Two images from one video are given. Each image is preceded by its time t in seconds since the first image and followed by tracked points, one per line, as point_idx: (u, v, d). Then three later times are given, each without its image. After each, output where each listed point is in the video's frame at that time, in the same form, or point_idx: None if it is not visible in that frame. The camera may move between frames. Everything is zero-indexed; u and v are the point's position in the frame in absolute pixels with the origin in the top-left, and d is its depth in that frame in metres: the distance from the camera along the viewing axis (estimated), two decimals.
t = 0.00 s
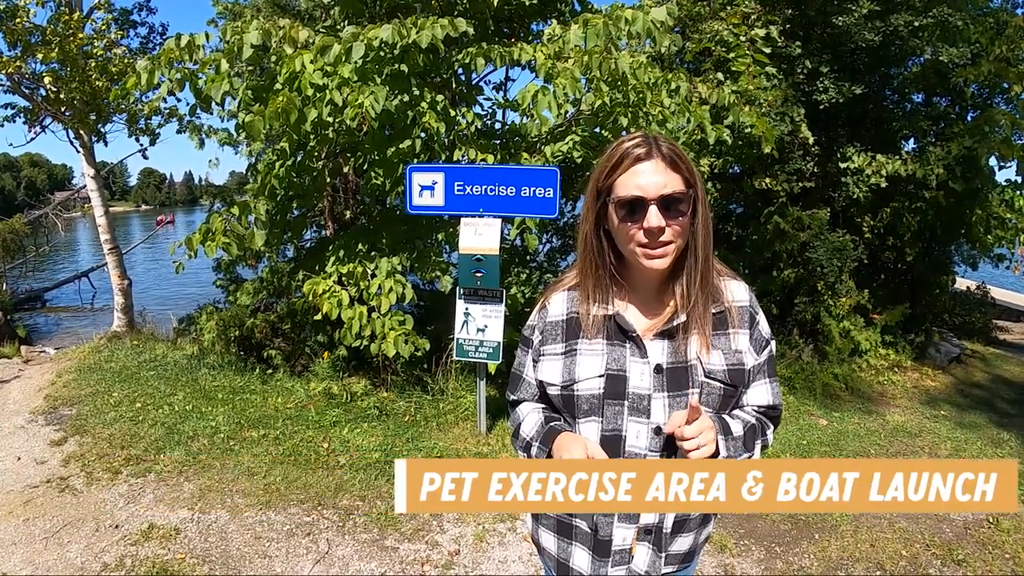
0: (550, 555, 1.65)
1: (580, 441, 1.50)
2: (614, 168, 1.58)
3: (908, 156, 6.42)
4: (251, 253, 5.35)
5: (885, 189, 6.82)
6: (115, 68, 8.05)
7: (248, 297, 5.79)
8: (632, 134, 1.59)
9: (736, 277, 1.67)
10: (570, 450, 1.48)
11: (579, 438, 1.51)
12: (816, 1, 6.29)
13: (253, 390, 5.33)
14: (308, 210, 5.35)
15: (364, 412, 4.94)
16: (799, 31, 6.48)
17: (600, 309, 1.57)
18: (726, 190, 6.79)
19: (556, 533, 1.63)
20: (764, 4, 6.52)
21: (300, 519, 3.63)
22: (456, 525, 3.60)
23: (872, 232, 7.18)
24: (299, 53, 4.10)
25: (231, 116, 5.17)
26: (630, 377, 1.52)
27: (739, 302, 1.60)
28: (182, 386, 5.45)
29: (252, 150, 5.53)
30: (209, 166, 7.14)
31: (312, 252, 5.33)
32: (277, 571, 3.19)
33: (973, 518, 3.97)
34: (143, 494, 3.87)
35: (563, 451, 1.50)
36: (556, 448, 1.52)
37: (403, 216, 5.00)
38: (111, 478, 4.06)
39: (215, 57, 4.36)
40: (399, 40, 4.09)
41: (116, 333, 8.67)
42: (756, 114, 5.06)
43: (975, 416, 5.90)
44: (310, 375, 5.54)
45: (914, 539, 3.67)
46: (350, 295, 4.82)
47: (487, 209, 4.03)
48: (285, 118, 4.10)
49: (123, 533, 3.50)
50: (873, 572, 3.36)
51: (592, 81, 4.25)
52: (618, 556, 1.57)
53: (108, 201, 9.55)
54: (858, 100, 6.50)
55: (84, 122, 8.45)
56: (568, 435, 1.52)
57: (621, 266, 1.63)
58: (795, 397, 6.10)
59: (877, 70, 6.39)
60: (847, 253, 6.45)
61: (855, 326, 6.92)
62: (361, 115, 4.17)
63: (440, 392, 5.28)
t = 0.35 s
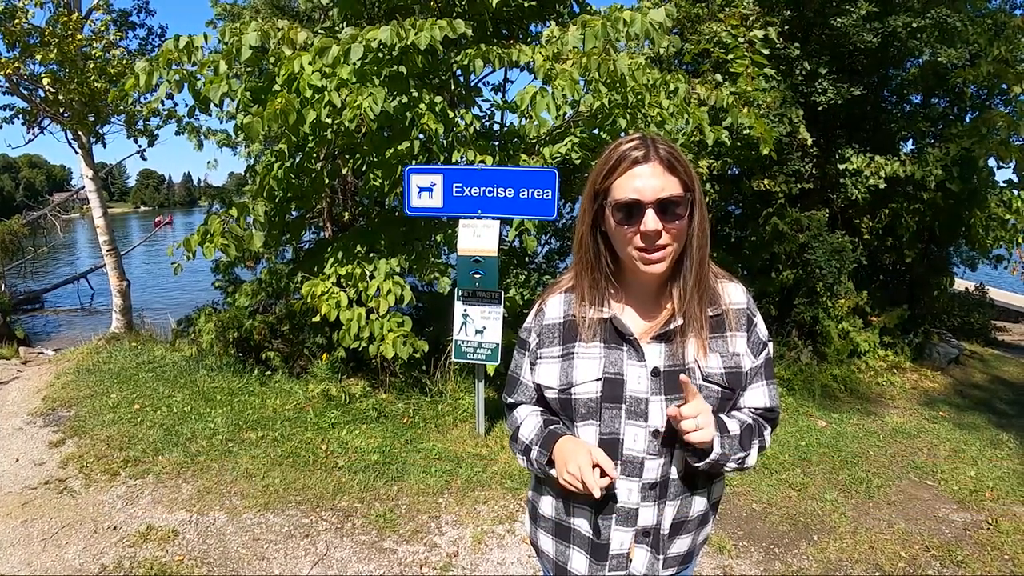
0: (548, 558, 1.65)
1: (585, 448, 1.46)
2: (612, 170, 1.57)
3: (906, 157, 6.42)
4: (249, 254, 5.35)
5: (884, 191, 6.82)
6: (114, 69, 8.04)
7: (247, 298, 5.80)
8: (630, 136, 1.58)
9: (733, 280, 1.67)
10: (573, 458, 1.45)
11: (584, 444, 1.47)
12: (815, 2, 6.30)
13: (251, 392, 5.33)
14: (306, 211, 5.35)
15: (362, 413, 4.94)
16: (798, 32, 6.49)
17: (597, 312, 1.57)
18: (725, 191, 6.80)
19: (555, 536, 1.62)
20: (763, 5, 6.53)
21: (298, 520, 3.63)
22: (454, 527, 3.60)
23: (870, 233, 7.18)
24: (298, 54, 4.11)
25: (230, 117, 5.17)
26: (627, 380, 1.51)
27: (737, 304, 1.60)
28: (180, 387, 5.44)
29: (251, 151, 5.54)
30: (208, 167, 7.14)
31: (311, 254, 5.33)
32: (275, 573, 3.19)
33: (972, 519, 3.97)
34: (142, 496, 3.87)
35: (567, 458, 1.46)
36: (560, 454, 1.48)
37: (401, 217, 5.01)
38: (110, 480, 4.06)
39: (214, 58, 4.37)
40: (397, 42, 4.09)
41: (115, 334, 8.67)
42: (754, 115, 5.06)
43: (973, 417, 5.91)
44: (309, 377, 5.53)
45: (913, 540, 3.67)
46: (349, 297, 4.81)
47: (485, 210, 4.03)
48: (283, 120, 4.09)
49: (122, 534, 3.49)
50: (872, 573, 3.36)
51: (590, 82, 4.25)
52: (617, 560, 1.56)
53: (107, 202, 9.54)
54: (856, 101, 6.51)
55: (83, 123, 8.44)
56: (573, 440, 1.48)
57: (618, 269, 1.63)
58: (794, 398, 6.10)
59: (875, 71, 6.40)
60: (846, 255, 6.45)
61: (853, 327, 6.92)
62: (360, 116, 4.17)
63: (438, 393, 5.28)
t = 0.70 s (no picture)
0: (543, 559, 1.65)
1: (581, 450, 1.46)
2: (606, 165, 1.57)
3: (904, 156, 6.42)
4: (246, 253, 5.34)
5: (881, 189, 6.82)
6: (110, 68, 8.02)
7: (244, 297, 5.80)
8: (625, 132, 1.58)
9: (728, 279, 1.68)
10: (569, 460, 1.45)
11: (579, 445, 1.48)
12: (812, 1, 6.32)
13: (249, 391, 5.32)
14: (303, 210, 5.34)
15: (360, 412, 4.93)
16: (796, 31, 6.49)
17: (592, 312, 1.56)
18: (722, 189, 6.80)
19: (550, 538, 1.62)
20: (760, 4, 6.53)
21: (296, 520, 3.62)
22: (452, 526, 3.60)
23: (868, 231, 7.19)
24: (295, 53, 4.10)
25: (227, 116, 5.17)
26: (623, 382, 1.51)
27: (732, 304, 1.60)
28: (178, 386, 5.43)
29: (248, 150, 5.53)
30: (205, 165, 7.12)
31: (308, 252, 5.33)
32: (273, 572, 3.18)
33: (970, 517, 3.98)
34: (139, 495, 3.86)
35: (563, 461, 1.46)
36: (555, 457, 1.48)
37: (398, 216, 5.00)
38: (107, 479, 4.05)
39: (211, 57, 4.36)
40: (395, 40, 4.08)
41: (112, 334, 8.64)
42: (752, 114, 5.05)
43: (971, 415, 5.92)
44: (306, 376, 5.52)
45: (911, 538, 3.68)
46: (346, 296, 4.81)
47: (482, 209, 4.03)
48: (280, 118, 4.09)
49: (120, 534, 3.49)
50: (870, 571, 3.36)
51: (588, 80, 4.26)
52: (613, 561, 1.56)
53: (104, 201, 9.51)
54: (853, 100, 6.52)
55: (80, 121, 8.42)
56: (569, 442, 1.49)
57: (611, 266, 1.63)
58: (791, 396, 6.10)
59: (873, 70, 6.41)
60: (843, 253, 6.46)
61: (851, 326, 6.93)
62: (357, 114, 4.16)
63: (436, 392, 5.27)
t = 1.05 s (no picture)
0: (538, 564, 1.65)
1: (573, 459, 1.46)
2: (601, 164, 1.57)
3: (899, 156, 6.44)
4: (242, 254, 5.34)
5: (875, 190, 6.83)
6: (106, 69, 8.01)
7: (240, 298, 5.79)
8: (622, 132, 1.58)
9: (726, 283, 1.67)
10: (561, 469, 1.45)
11: (570, 452, 1.48)
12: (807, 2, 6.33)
13: (244, 392, 5.31)
14: (299, 212, 5.33)
15: (356, 413, 4.93)
16: (791, 32, 6.51)
17: (585, 317, 1.56)
18: (718, 190, 6.80)
19: (544, 543, 1.63)
20: (755, 5, 6.54)
21: (292, 521, 3.62)
22: (448, 527, 3.60)
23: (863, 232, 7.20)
24: (290, 54, 4.10)
25: (223, 117, 5.16)
26: (617, 388, 1.51)
27: (728, 308, 1.60)
28: (174, 388, 5.42)
29: (243, 151, 5.52)
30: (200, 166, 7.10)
31: (304, 254, 5.32)
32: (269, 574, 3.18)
33: (966, 517, 3.99)
34: (135, 497, 3.85)
35: (555, 469, 1.46)
36: (547, 466, 1.48)
37: (394, 217, 5.00)
38: (103, 481, 4.04)
39: (206, 58, 4.35)
40: (390, 41, 4.08)
41: (108, 335, 8.62)
42: (747, 114, 5.06)
43: (966, 415, 5.93)
44: (302, 377, 5.51)
45: (907, 538, 3.69)
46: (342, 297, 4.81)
47: (478, 210, 4.02)
48: (275, 119, 4.09)
49: (115, 536, 3.48)
50: (865, 571, 3.36)
51: (583, 82, 4.27)
52: (607, 568, 1.56)
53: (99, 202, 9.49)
54: (849, 101, 6.54)
55: (75, 122, 8.40)
56: (560, 450, 1.48)
57: (606, 267, 1.64)
58: (787, 397, 6.11)
59: (867, 71, 6.42)
60: (838, 254, 6.48)
61: (846, 326, 6.95)
62: (353, 116, 4.15)
63: (432, 393, 5.27)
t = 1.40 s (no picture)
0: (541, 564, 1.65)
1: (573, 459, 1.45)
2: (599, 160, 1.58)
3: (898, 156, 6.44)
4: (241, 254, 5.34)
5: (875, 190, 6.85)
6: (105, 69, 8.01)
7: (239, 298, 5.79)
8: (620, 128, 1.59)
9: (723, 278, 1.71)
10: (561, 470, 1.44)
11: (571, 452, 1.47)
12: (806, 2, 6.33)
13: (244, 392, 5.30)
14: (298, 211, 5.33)
15: (355, 413, 4.93)
16: (789, 31, 6.53)
17: (582, 313, 1.56)
18: (716, 190, 6.81)
19: (548, 543, 1.63)
20: (754, 4, 6.55)
21: (291, 521, 3.62)
22: (447, 526, 3.60)
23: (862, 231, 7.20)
24: (289, 54, 4.10)
25: (222, 117, 5.16)
26: (616, 385, 1.50)
27: (728, 302, 1.63)
28: (173, 388, 5.42)
29: (242, 151, 5.52)
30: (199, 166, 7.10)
31: (303, 254, 5.32)
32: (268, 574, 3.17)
33: (965, 516, 4.00)
34: (135, 497, 3.85)
35: (555, 471, 1.45)
36: (548, 467, 1.47)
37: (393, 217, 5.00)
38: (102, 481, 4.03)
39: (205, 58, 4.35)
40: (390, 41, 4.09)
41: (107, 335, 8.61)
42: (746, 114, 5.06)
43: (965, 414, 5.93)
44: (301, 377, 5.51)
45: (906, 538, 3.69)
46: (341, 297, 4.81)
47: (477, 210, 4.02)
48: (275, 119, 4.09)
49: (114, 536, 3.47)
50: (865, 570, 3.36)
51: (582, 81, 4.29)
52: (609, 567, 1.56)
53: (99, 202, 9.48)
54: (848, 100, 6.53)
55: (74, 122, 8.40)
56: (560, 450, 1.48)
57: (603, 263, 1.64)
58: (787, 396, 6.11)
59: (867, 70, 6.42)
60: (838, 253, 6.48)
61: (845, 325, 6.96)
62: (352, 115, 4.14)
63: (431, 393, 5.27)
